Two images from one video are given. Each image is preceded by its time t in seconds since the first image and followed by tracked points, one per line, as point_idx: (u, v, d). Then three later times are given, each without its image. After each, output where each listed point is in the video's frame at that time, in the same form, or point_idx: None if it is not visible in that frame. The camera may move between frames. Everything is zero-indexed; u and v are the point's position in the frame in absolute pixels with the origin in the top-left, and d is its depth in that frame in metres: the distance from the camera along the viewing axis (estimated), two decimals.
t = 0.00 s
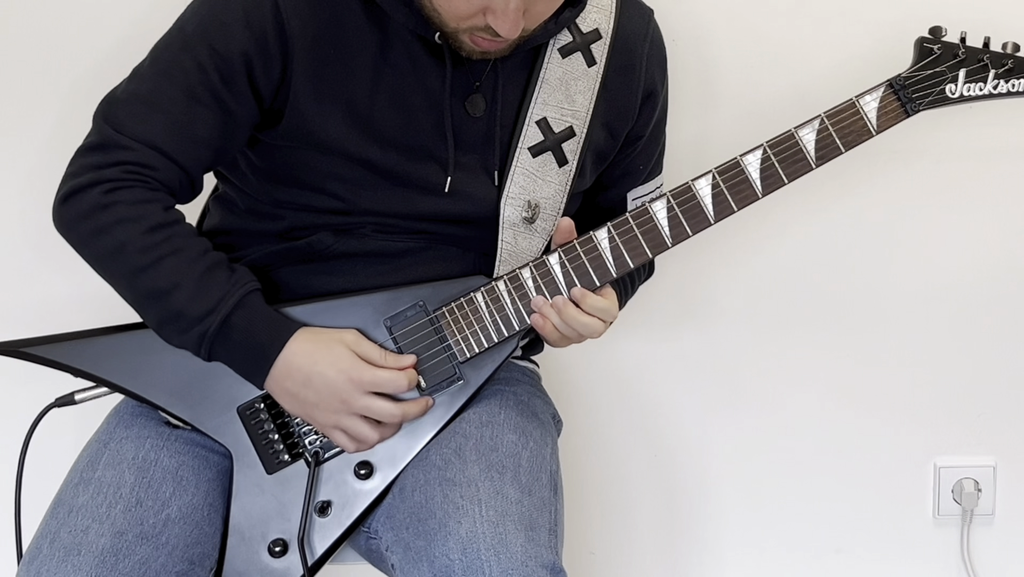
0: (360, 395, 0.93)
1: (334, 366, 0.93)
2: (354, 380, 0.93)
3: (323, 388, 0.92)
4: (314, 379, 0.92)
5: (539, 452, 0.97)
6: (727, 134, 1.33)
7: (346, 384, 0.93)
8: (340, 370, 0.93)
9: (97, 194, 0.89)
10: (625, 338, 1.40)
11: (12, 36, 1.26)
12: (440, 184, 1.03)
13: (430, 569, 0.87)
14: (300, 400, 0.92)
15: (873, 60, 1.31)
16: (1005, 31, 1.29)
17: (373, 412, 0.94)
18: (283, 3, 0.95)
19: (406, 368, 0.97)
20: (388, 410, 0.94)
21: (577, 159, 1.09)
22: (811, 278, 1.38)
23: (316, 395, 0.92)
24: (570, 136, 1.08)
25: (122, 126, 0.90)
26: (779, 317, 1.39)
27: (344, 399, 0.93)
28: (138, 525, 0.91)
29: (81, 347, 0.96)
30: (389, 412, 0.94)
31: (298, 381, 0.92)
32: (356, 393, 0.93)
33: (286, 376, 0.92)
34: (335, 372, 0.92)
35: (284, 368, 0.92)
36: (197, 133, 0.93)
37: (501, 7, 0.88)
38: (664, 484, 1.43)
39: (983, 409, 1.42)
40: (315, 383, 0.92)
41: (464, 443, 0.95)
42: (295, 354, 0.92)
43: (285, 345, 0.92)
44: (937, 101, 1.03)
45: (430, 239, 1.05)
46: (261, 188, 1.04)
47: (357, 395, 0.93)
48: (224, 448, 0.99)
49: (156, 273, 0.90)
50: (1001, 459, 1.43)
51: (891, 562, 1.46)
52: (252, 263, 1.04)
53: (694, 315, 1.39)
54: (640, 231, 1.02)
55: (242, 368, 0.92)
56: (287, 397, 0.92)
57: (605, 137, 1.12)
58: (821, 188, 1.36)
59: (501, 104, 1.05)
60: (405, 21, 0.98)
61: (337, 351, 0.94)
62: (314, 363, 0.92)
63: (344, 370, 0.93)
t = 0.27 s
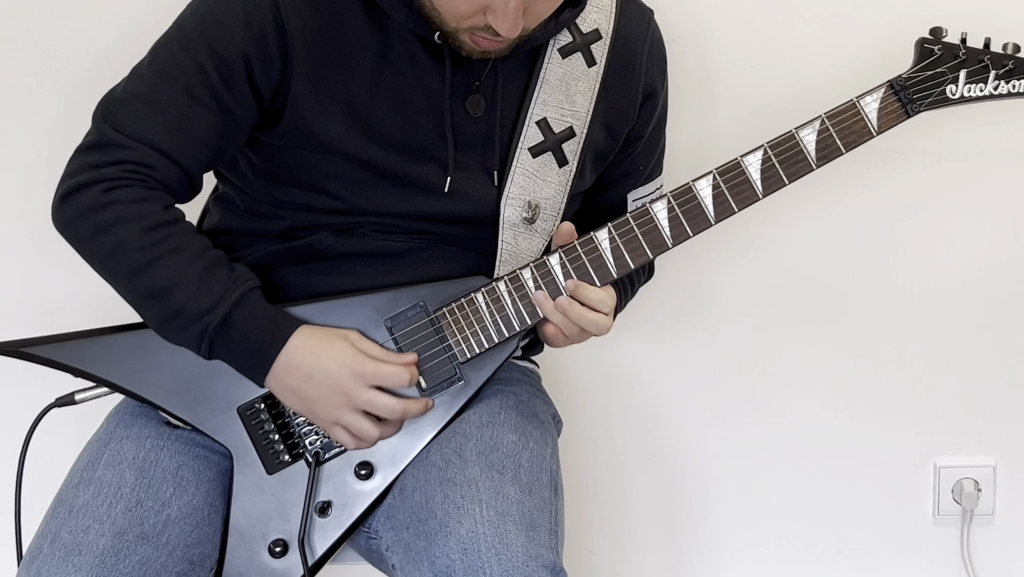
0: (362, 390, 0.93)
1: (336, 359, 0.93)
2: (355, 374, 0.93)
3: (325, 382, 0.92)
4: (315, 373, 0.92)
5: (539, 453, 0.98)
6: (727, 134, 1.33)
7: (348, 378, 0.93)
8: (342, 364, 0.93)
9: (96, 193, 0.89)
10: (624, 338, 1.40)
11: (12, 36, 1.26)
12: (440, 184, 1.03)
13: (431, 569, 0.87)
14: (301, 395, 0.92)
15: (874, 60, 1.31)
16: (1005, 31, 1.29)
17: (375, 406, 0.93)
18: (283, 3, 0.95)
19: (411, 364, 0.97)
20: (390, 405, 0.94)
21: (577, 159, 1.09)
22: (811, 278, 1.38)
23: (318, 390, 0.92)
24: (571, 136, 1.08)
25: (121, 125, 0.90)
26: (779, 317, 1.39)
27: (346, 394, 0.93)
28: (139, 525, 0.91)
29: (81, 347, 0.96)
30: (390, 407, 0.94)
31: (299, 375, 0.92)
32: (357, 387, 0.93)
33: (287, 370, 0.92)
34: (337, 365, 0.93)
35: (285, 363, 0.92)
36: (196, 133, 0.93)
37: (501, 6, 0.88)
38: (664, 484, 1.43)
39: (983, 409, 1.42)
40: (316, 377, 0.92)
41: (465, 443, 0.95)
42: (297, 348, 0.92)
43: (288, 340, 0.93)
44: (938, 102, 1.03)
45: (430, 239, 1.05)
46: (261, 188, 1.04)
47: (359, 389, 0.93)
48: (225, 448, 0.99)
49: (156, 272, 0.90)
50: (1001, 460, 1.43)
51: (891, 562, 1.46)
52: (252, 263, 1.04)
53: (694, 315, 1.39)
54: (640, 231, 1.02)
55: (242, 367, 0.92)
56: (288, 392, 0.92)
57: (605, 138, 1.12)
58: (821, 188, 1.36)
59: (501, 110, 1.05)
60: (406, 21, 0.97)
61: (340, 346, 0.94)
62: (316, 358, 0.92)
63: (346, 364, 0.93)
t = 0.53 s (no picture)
0: (357, 394, 0.93)
1: (331, 363, 0.93)
2: (350, 378, 0.93)
3: (320, 386, 0.92)
4: (311, 377, 0.92)
5: (538, 453, 0.98)
6: (725, 134, 1.34)
7: (343, 382, 0.93)
8: (337, 368, 0.93)
9: (95, 193, 0.90)
10: (624, 337, 1.40)
11: (12, 38, 1.27)
12: (439, 184, 1.03)
13: (430, 570, 0.87)
14: (297, 398, 0.93)
15: (872, 60, 1.31)
16: (1003, 30, 1.30)
17: (370, 410, 0.93)
18: (282, 4, 0.95)
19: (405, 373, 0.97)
20: (385, 409, 0.93)
21: (577, 159, 1.09)
22: (810, 277, 1.38)
23: (313, 392, 0.92)
24: (571, 136, 1.08)
25: (119, 125, 0.91)
26: (777, 317, 1.39)
27: (341, 398, 0.93)
28: (137, 526, 0.91)
29: (80, 348, 0.97)
30: (385, 412, 0.93)
31: (295, 379, 0.92)
32: (353, 392, 0.93)
33: (283, 373, 0.92)
34: (332, 369, 0.92)
35: (282, 366, 0.92)
36: (194, 134, 0.93)
37: (509, 6, 0.88)
38: (664, 484, 1.43)
39: (983, 409, 1.42)
40: (311, 381, 0.92)
41: (464, 443, 0.95)
42: (293, 352, 0.92)
43: (285, 344, 0.93)
44: (935, 99, 1.03)
45: (429, 239, 1.05)
46: (261, 188, 1.04)
47: (354, 393, 0.93)
48: (224, 448, 0.99)
49: (154, 272, 0.90)
50: (1001, 459, 1.43)
51: (891, 562, 1.46)
52: (251, 263, 1.04)
53: (694, 315, 1.39)
54: (638, 230, 1.02)
55: (242, 367, 0.92)
56: (285, 394, 0.93)
57: (605, 139, 1.12)
58: (819, 188, 1.36)
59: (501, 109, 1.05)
60: (406, 21, 0.98)
61: (336, 350, 0.94)
62: (311, 362, 0.92)
63: (341, 369, 0.93)
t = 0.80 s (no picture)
0: (358, 396, 0.93)
1: (333, 363, 0.93)
2: (352, 378, 0.93)
3: (321, 387, 0.92)
4: (312, 376, 0.92)
5: (538, 453, 0.98)
6: (727, 134, 1.34)
7: (344, 383, 0.93)
8: (339, 368, 0.93)
9: (98, 194, 0.90)
10: (625, 337, 1.40)
11: (14, 37, 1.27)
12: (441, 183, 1.03)
13: (430, 569, 0.87)
14: (298, 398, 0.93)
15: (873, 60, 1.31)
16: (1004, 31, 1.29)
17: (371, 412, 0.93)
18: (284, 3, 0.95)
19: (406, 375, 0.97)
20: (386, 410, 0.94)
21: (578, 160, 1.09)
22: (811, 278, 1.38)
23: (314, 394, 0.92)
24: (572, 137, 1.08)
25: (123, 125, 0.91)
26: (778, 318, 1.39)
27: (342, 399, 0.93)
28: (136, 526, 0.91)
29: (80, 348, 0.97)
30: (387, 412, 0.94)
31: (296, 378, 0.92)
32: (354, 392, 0.93)
33: (285, 372, 0.92)
34: (334, 369, 0.92)
35: (283, 365, 0.92)
36: (198, 134, 0.93)
37: (519, 6, 0.88)
38: (664, 484, 1.43)
39: (983, 410, 1.42)
40: (313, 380, 0.92)
41: (464, 443, 0.96)
42: (295, 351, 0.92)
43: (287, 343, 0.93)
44: (935, 102, 1.03)
45: (429, 239, 1.05)
46: (262, 188, 1.04)
47: (355, 395, 0.93)
48: (224, 448, 0.99)
49: (157, 272, 0.90)
50: (1001, 460, 1.43)
51: (891, 563, 1.46)
52: (252, 263, 1.04)
53: (694, 315, 1.39)
54: (639, 230, 1.02)
55: (242, 367, 0.92)
56: (286, 394, 0.93)
57: (608, 140, 1.12)
58: (820, 188, 1.36)
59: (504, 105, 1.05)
60: (409, 21, 0.98)
61: (338, 350, 0.94)
62: (312, 363, 0.92)
63: (343, 368, 0.93)
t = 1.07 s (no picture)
0: (363, 403, 0.93)
1: (337, 371, 0.93)
2: (356, 386, 0.93)
3: (326, 392, 0.92)
4: (316, 384, 0.92)
5: (537, 452, 0.98)
6: (727, 134, 1.34)
7: (349, 390, 0.93)
8: (343, 376, 0.93)
9: (105, 194, 0.90)
10: (625, 337, 1.40)
11: (16, 40, 1.27)
12: (447, 185, 1.04)
13: (429, 568, 0.87)
14: (302, 404, 0.93)
15: (870, 58, 1.31)
16: (1000, 28, 1.30)
17: (375, 419, 0.94)
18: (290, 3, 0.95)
19: (410, 388, 0.97)
20: (391, 418, 0.94)
21: (582, 160, 1.09)
22: (810, 277, 1.39)
23: (319, 399, 0.92)
24: (577, 137, 1.08)
25: (131, 126, 0.91)
26: (778, 317, 1.40)
27: (346, 407, 0.93)
28: (136, 526, 0.91)
29: (81, 348, 0.97)
30: (391, 421, 0.94)
31: (300, 385, 0.92)
32: (358, 400, 0.93)
33: (289, 379, 0.92)
34: (338, 377, 0.93)
35: (287, 372, 0.92)
36: (204, 134, 0.93)
37: (524, 10, 0.88)
38: (665, 485, 1.43)
39: (983, 409, 1.42)
40: (317, 387, 0.92)
41: (463, 442, 0.95)
42: (299, 358, 0.93)
43: (291, 349, 0.93)
44: (930, 95, 1.04)
45: (431, 240, 1.06)
46: (265, 188, 1.04)
47: (359, 401, 0.93)
48: (224, 448, 0.99)
49: (163, 273, 0.90)
50: (1001, 459, 1.43)
51: (891, 562, 1.46)
52: (253, 263, 1.04)
53: (695, 315, 1.39)
54: (636, 227, 1.02)
55: (243, 367, 0.93)
56: (289, 401, 0.93)
57: (612, 143, 1.12)
58: (819, 187, 1.36)
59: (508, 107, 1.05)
60: (414, 21, 0.98)
61: (342, 358, 0.94)
62: (318, 368, 0.93)
63: (347, 376, 0.93)
